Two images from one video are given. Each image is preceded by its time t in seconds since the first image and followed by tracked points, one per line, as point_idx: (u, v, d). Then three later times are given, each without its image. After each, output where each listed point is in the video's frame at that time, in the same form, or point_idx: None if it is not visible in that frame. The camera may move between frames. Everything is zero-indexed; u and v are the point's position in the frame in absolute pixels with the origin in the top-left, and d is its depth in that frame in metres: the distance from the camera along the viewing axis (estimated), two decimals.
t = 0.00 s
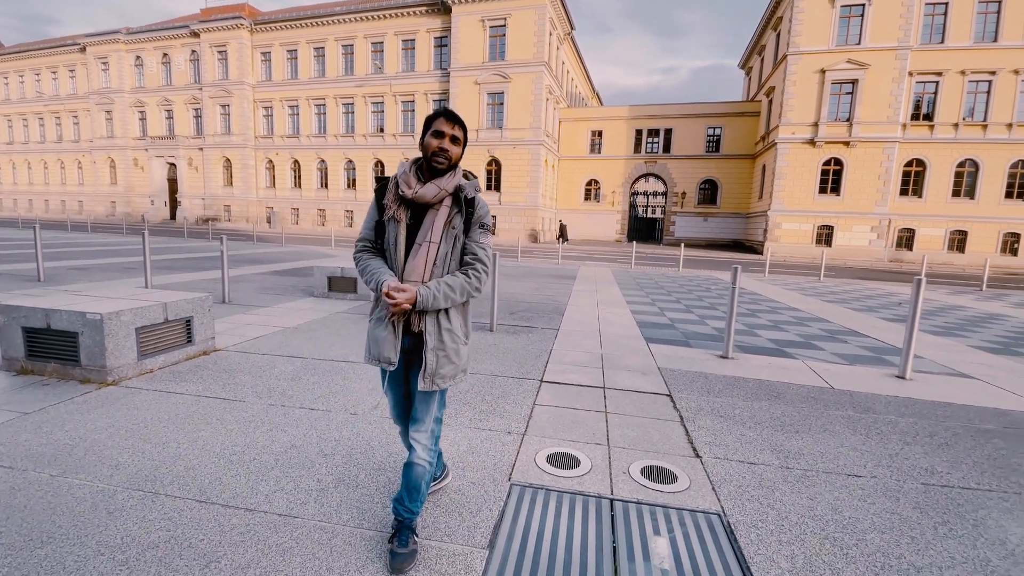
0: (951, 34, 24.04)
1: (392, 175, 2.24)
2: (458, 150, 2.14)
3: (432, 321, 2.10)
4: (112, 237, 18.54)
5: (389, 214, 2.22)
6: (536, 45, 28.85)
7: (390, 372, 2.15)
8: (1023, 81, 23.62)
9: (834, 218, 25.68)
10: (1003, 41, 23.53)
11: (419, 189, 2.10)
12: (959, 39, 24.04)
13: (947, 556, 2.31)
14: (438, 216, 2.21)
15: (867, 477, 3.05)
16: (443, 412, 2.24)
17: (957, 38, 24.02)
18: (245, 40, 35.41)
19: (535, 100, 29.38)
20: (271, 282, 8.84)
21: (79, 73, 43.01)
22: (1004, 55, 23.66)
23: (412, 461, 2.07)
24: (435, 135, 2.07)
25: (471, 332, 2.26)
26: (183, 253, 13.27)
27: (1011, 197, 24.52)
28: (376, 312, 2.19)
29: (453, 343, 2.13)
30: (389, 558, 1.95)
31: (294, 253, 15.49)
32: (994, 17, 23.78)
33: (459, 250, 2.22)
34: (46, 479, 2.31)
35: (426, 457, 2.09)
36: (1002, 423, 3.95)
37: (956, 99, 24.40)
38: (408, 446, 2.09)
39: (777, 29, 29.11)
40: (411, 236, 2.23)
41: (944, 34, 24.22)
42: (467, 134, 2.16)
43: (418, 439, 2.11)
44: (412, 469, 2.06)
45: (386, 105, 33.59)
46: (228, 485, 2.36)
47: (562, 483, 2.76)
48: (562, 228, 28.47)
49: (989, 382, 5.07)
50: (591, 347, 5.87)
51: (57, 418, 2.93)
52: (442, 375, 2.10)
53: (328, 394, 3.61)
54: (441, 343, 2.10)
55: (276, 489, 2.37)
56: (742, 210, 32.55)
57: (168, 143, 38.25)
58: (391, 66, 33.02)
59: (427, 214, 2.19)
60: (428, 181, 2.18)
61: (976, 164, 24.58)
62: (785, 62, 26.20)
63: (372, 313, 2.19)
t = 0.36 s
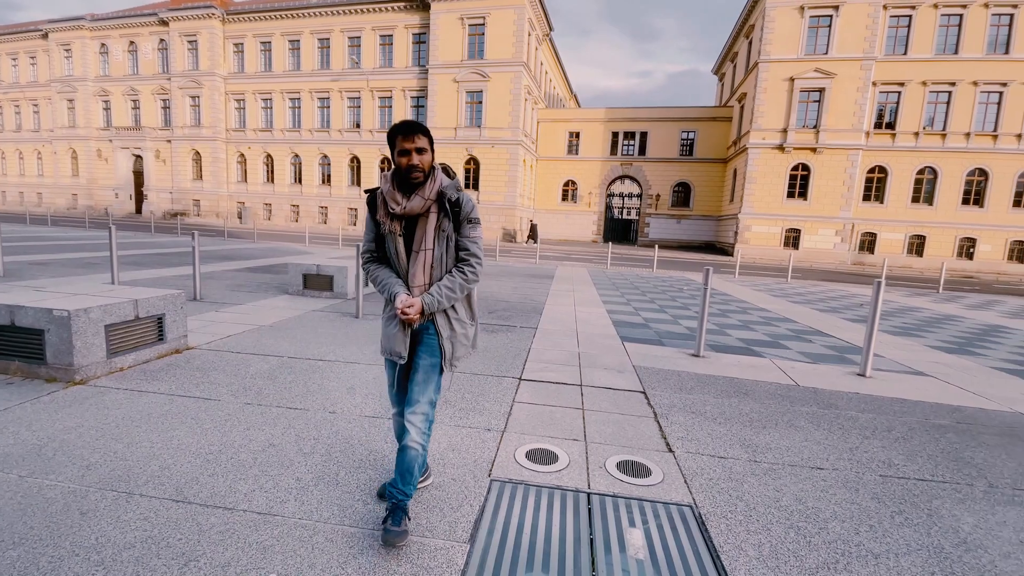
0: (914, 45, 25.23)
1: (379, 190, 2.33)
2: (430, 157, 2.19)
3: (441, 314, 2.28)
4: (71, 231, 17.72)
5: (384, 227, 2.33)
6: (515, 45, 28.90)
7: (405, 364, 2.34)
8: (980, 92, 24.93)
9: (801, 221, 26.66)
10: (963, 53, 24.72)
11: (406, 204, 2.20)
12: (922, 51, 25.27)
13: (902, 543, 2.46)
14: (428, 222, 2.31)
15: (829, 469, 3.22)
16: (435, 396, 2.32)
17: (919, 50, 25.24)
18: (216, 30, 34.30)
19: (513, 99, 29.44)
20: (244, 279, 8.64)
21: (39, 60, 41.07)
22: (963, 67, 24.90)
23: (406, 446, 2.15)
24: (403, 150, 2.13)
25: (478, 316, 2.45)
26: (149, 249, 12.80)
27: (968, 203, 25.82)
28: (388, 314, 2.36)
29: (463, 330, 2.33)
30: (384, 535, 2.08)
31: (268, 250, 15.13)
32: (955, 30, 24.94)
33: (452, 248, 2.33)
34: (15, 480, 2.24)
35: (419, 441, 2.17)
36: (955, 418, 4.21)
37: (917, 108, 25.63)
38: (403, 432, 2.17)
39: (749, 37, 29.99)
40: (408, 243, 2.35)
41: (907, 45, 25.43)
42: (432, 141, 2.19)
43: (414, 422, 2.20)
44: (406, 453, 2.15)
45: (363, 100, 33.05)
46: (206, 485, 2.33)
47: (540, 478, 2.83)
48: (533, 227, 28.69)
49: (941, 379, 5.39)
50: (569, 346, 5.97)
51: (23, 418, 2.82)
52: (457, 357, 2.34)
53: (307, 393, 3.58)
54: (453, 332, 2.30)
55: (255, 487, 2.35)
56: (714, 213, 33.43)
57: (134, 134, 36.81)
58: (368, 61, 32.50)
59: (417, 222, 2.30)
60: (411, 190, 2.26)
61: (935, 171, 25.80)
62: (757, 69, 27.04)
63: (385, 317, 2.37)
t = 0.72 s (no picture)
0: (871, 63, 26.83)
1: (363, 191, 2.36)
2: (415, 158, 2.26)
3: (432, 308, 2.36)
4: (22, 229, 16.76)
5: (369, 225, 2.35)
6: (491, 50, 29.06)
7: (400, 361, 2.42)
8: (931, 108, 26.55)
9: (765, 229, 27.73)
10: (917, 70, 26.33)
11: (391, 202, 2.23)
12: (878, 68, 26.87)
13: (854, 533, 2.62)
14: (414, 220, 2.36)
15: (788, 465, 3.40)
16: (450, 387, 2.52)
17: (876, 67, 26.83)
18: (183, 24, 33.17)
19: (489, 104, 29.56)
20: (212, 281, 8.40)
21: None
22: (916, 84, 26.51)
23: (439, 432, 2.45)
24: (393, 150, 2.18)
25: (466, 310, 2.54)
26: (109, 249, 12.27)
27: (919, 214, 27.36)
28: (377, 312, 2.41)
29: (456, 324, 2.43)
30: (444, 496, 2.50)
31: (236, 251, 14.73)
32: (909, 48, 26.58)
33: (439, 245, 2.39)
34: None
35: (448, 424, 2.45)
36: (902, 416, 4.52)
37: (873, 122, 27.16)
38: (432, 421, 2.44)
39: (717, 49, 31.06)
40: (395, 241, 2.39)
41: (864, 62, 26.99)
42: (420, 142, 2.25)
43: (438, 415, 2.44)
44: (441, 436, 2.46)
45: (336, 100, 32.50)
46: (177, 490, 2.29)
47: (514, 477, 2.90)
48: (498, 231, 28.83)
49: (892, 380, 5.75)
50: (543, 349, 6.08)
51: None
52: (453, 350, 2.43)
53: (280, 396, 3.55)
54: (446, 325, 2.40)
55: (229, 492, 2.33)
56: (683, 220, 34.39)
57: (93, 129, 35.29)
58: (342, 61, 32.01)
59: (404, 220, 2.34)
60: (398, 188, 2.31)
61: (890, 183, 27.31)
62: (725, 81, 28.07)
63: (374, 315, 2.41)
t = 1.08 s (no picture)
0: (837, 77, 28.03)
1: (372, 199, 2.39)
2: (426, 170, 2.31)
3: (436, 315, 2.43)
4: None
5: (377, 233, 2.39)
6: (470, 56, 29.19)
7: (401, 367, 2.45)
8: (892, 122, 27.89)
9: (738, 236, 28.55)
10: (879, 85, 27.65)
11: (404, 211, 2.28)
12: (843, 82, 28.09)
13: (817, 528, 2.75)
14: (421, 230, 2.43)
15: (758, 465, 3.53)
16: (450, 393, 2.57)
17: (842, 81, 28.04)
18: (154, 22, 32.24)
19: (468, 109, 29.64)
20: (183, 286, 8.19)
21: None
22: (879, 98, 27.81)
23: (438, 433, 2.51)
24: (404, 161, 2.23)
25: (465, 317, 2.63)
26: (72, 252, 11.82)
27: (882, 222, 28.61)
28: (380, 318, 2.44)
29: (456, 331, 2.47)
30: (449, 502, 2.55)
31: (209, 255, 14.38)
32: (872, 64, 27.93)
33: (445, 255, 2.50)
34: None
35: (448, 426, 2.51)
36: (864, 416, 4.75)
37: (839, 134, 28.33)
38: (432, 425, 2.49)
39: (691, 61, 31.96)
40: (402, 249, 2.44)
41: (831, 76, 28.18)
42: (429, 153, 2.31)
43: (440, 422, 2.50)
44: (439, 439, 2.51)
45: (313, 102, 32.05)
46: (152, 499, 2.26)
47: (495, 481, 2.94)
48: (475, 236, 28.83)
49: (855, 382, 6.02)
50: (522, 354, 6.14)
51: None
52: (453, 356, 2.48)
53: (257, 403, 3.51)
54: (446, 331, 2.45)
55: (205, 500, 2.31)
56: (659, 226, 35.11)
57: (56, 128, 33.94)
58: (319, 64, 31.62)
59: (412, 230, 2.40)
60: (408, 199, 2.35)
61: (855, 193, 28.51)
62: (699, 91, 28.87)
63: (374, 321, 2.45)
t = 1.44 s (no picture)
0: (810, 86, 28.90)
1: (399, 204, 2.44)
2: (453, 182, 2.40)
3: (452, 326, 2.46)
4: None
5: (402, 239, 2.43)
6: (453, 61, 29.24)
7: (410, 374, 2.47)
8: (863, 130, 28.87)
9: (717, 241, 29.15)
10: (851, 94, 28.61)
11: (433, 219, 2.38)
12: (817, 91, 28.98)
13: (792, 525, 2.84)
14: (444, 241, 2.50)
15: (734, 465, 3.62)
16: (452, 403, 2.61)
17: (815, 90, 28.92)
18: (129, 22, 31.47)
19: (451, 114, 29.63)
20: (159, 292, 8.00)
21: None
22: (851, 107, 28.78)
23: (433, 443, 2.52)
24: (434, 169, 2.30)
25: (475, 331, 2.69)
26: (42, 258, 11.44)
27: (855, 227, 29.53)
28: (396, 324, 2.43)
29: (468, 342, 2.52)
30: (433, 507, 2.56)
31: (186, 260, 14.07)
32: (844, 74, 28.90)
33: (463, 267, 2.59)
34: None
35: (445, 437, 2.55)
36: (837, 416, 4.91)
37: (813, 141, 29.21)
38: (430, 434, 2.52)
39: (671, 68, 32.58)
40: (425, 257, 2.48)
41: (805, 85, 29.06)
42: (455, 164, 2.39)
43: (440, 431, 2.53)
44: (432, 448, 2.53)
45: (294, 105, 31.64)
46: (127, 510, 2.22)
47: (478, 485, 2.96)
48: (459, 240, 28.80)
49: (828, 382, 6.22)
50: (506, 358, 6.17)
51: None
52: (462, 368, 2.51)
53: (236, 411, 3.46)
54: (460, 343, 2.48)
55: (183, 510, 2.28)
56: (641, 231, 35.59)
57: (25, 130, 32.88)
58: (300, 66, 31.25)
59: (436, 239, 2.46)
60: (435, 208, 2.44)
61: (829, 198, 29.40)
62: (678, 98, 29.46)
63: (390, 325, 2.44)
